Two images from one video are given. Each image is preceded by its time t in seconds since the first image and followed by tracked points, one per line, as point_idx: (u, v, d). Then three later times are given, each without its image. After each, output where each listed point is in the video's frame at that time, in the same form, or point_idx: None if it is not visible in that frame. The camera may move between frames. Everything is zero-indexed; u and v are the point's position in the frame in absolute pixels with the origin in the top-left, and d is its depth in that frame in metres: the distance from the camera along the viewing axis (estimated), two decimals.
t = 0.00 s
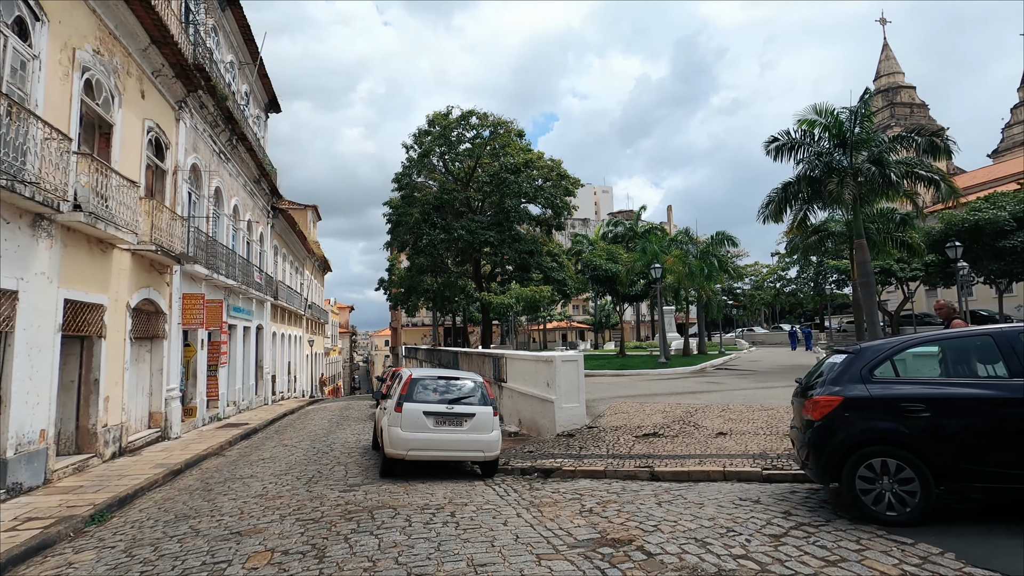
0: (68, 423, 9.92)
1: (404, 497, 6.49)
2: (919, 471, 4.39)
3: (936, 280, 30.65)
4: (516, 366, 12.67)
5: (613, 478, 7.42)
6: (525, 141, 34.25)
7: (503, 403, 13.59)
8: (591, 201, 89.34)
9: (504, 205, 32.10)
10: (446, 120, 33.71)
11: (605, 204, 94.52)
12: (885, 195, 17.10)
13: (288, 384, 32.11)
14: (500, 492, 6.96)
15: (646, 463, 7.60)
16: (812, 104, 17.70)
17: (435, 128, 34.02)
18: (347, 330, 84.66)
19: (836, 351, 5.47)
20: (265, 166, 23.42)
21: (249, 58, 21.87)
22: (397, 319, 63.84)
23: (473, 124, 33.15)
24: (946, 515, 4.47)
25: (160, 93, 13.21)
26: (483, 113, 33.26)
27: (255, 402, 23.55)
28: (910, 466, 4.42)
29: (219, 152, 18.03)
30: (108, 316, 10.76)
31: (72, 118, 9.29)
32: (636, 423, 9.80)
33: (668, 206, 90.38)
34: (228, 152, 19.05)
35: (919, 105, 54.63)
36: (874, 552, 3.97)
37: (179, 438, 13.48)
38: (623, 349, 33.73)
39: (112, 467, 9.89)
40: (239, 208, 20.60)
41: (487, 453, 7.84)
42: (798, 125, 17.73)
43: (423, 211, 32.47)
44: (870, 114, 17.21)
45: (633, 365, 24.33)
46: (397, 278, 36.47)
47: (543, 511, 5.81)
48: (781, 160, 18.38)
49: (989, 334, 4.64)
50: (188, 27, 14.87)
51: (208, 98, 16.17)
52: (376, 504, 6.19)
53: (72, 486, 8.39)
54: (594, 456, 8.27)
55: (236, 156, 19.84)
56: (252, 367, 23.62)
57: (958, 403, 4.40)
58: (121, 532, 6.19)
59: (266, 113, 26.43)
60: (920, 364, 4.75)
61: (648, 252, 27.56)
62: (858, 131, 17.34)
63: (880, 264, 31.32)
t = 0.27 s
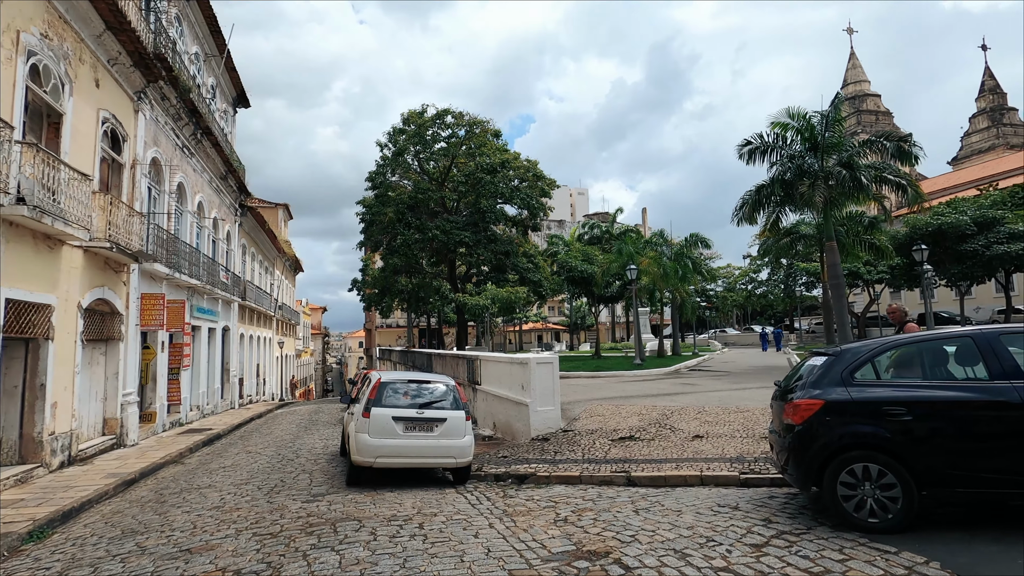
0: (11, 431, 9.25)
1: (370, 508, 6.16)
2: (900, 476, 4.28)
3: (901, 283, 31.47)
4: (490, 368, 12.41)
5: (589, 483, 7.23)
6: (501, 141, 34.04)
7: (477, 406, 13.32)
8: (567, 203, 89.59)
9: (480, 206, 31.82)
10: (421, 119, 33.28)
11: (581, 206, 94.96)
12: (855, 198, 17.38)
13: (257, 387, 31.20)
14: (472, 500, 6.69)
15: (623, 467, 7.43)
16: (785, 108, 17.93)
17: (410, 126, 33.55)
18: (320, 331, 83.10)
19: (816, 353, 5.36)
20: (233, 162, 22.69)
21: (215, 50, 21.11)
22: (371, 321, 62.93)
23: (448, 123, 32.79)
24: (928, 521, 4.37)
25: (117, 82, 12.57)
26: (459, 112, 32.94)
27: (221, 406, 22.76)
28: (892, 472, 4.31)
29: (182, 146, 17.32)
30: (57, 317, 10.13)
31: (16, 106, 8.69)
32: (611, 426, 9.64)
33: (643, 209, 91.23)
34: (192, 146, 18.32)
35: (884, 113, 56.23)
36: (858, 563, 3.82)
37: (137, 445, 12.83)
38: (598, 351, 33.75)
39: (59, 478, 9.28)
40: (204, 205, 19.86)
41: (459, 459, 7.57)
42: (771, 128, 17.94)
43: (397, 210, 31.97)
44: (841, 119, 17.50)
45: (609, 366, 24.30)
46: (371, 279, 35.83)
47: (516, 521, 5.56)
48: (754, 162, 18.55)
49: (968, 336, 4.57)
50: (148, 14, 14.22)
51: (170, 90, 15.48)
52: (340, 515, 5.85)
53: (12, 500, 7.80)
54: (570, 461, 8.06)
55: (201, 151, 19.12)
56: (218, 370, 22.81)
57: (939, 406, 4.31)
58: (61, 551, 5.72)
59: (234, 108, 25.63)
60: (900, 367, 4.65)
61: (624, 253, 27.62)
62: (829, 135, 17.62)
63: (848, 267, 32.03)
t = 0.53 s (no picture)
0: None
1: (333, 516, 5.81)
2: (882, 478, 4.17)
3: (866, 284, 32.28)
4: (463, 367, 12.14)
5: (563, 486, 7.00)
6: (476, 139, 33.71)
7: (449, 406, 13.04)
8: (542, 203, 89.60)
9: (454, 203, 31.44)
10: (394, 114, 32.72)
11: (556, 206, 95.33)
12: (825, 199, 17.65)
13: (221, 388, 30.18)
14: (442, 506, 6.39)
15: (598, 469, 7.23)
16: (758, 109, 18.12)
17: (383, 122, 32.96)
18: (290, 330, 81.41)
19: (795, 352, 5.25)
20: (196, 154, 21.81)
21: (178, 37, 20.29)
22: (342, 320, 61.82)
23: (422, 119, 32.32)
24: (908, 523, 4.28)
25: (68, 65, 11.85)
26: (433, 108, 32.50)
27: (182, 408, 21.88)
28: (872, 474, 4.20)
29: (141, 136, 16.54)
30: None
31: None
32: (586, 426, 9.45)
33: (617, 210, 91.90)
34: (152, 136, 17.53)
35: (850, 119, 57.76)
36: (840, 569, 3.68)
37: (87, 450, 12.11)
38: (572, 350, 33.72)
39: None
40: (165, 197, 19.02)
41: (428, 462, 7.25)
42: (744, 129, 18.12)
43: (369, 207, 31.35)
44: (811, 121, 17.74)
45: (583, 366, 24.23)
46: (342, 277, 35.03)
47: (487, 528, 5.30)
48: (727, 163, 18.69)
49: (947, 334, 4.49)
50: None
51: (127, 76, 14.73)
52: (300, 524, 5.50)
53: None
54: (543, 463, 7.83)
55: (162, 142, 18.31)
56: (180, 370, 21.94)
57: (920, 405, 4.22)
58: None
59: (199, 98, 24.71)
60: (882, 366, 4.55)
61: (598, 253, 27.64)
62: (800, 137, 17.88)
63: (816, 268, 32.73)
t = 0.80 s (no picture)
0: None
1: (287, 530, 5.42)
2: (860, 483, 4.04)
3: (828, 284, 33.14)
4: (431, 369, 11.80)
5: (533, 492, 6.76)
6: (446, 136, 33.28)
7: (417, 409, 12.68)
8: (513, 202, 89.46)
9: (424, 202, 30.95)
10: (362, 110, 32.02)
11: (527, 206, 95.35)
12: (792, 201, 17.93)
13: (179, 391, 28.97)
14: (406, 516, 6.06)
15: (569, 473, 7.02)
16: (726, 111, 18.31)
17: (350, 117, 32.22)
18: (254, 331, 79.16)
19: (771, 353, 5.12)
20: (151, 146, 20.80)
21: (132, 23, 19.31)
22: (309, 320, 60.42)
23: (391, 115, 31.72)
24: (886, 528, 4.17)
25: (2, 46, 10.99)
26: (402, 104, 31.93)
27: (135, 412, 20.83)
28: (851, 479, 4.07)
29: (89, 125, 15.61)
30: None
31: None
32: (556, 429, 9.25)
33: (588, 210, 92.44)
34: (102, 127, 16.60)
35: (812, 124, 59.41)
36: None
37: (23, 461, 11.27)
38: (543, 350, 33.61)
39: None
40: (116, 191, 18.03)
41: (392, 470, 6.90)
42: (713, 131, 18.28)
43: (336, 204, 30.57)
44: (779, 123, 18.00)
45: (554, 366, 24.10)
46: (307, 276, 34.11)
47: (453, 541, 5.00)
48: (697, 164, 18.82)
49: (924, 334, 4.41)
50: None
51: (72, 61, 13.85)
52: (250, 541, 5.10)
53: None
54: (513, 468, 7.58)
55: (112, 132, 17.35)
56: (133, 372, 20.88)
57: (898, 407, 4.11)
58: None
59: (154, 88, 23.62)
60: (858, 367, 4.45)
61: (569, 252, 27.59)
62: (767, 139, 18.14)
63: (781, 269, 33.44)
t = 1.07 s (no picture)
0: None
1: (234, 546, 5.01)
2: (838, 488, 3.92)
3: (790, 287, 33.92)
4: (396, 371, 11.41)
5: (501, 500, 6.49)
6: (415, 135, 32.79)
7: (382, 412, 12.26)
8: (483, 203, 89.07)
9: (392, 200, 30.38)
10: (329, 106, 31.26)
11: (498, 208, 95.21)
12: (758, 204, 18.19)
13: (132, 395, 27.63)
14: (365, 528, 5.71)
15: (539, 479, 6.77)
16: (695, 114, 18.49)
17: (316, 113, 31.40)
18: (214, 332, 76.64)
19: (746, 353, 4.98)
20: (101, 138, 19.74)
21: (82, 7, 18.29)
22: (273, 321, 58.80)
23: (359, 112, 31.05)
24: (862, 532, 4.07)
25: None
26: (370, 101, 31.31)
27: (82, 418, 19.71)
28: (828, 484, 3.94)
29: (30, 113, 14.64)
30: None
31: None
32: (525, 432, 8.99)
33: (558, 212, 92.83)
34: (46, 115, 15.60)
35: (775, 131, 61.02)
36: None
37: None
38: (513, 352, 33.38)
39: None
40: (61, 184, 16.98)
41: (352, 478, 6.52)
42: (682, 133, 18.42)
43: (300, 201, 29.72)
44: (746, 127, 18.25)
45: (524, 368, 23.90)
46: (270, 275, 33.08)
47: (415, 555, 4.68)
48: (667, 166, 18.94)
49: (899, 334, 4.33)
50: None
51: (10, 43, 12.93)
52: (191, 560, 4.68)
53: None
54: (480, 474, 7.29)
55: (57, 122, 16.33)
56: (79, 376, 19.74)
57: (877, 409, 4.00)
58: None
59: (106, 77, 22.48)
60: (835, 367, 4.33)
61: (539, 253, 27.47)
62: (734, 142, 18.37)
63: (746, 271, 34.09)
